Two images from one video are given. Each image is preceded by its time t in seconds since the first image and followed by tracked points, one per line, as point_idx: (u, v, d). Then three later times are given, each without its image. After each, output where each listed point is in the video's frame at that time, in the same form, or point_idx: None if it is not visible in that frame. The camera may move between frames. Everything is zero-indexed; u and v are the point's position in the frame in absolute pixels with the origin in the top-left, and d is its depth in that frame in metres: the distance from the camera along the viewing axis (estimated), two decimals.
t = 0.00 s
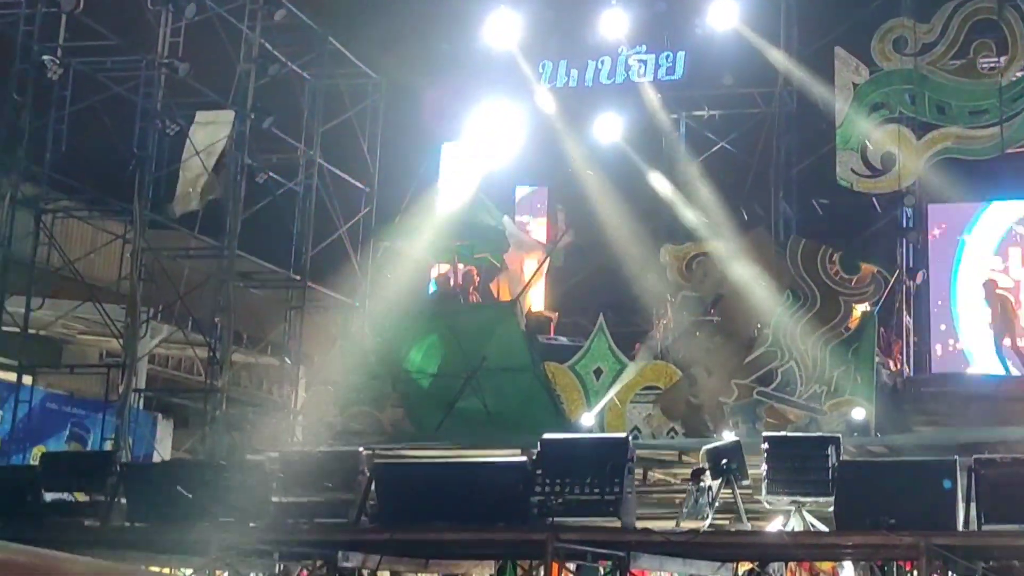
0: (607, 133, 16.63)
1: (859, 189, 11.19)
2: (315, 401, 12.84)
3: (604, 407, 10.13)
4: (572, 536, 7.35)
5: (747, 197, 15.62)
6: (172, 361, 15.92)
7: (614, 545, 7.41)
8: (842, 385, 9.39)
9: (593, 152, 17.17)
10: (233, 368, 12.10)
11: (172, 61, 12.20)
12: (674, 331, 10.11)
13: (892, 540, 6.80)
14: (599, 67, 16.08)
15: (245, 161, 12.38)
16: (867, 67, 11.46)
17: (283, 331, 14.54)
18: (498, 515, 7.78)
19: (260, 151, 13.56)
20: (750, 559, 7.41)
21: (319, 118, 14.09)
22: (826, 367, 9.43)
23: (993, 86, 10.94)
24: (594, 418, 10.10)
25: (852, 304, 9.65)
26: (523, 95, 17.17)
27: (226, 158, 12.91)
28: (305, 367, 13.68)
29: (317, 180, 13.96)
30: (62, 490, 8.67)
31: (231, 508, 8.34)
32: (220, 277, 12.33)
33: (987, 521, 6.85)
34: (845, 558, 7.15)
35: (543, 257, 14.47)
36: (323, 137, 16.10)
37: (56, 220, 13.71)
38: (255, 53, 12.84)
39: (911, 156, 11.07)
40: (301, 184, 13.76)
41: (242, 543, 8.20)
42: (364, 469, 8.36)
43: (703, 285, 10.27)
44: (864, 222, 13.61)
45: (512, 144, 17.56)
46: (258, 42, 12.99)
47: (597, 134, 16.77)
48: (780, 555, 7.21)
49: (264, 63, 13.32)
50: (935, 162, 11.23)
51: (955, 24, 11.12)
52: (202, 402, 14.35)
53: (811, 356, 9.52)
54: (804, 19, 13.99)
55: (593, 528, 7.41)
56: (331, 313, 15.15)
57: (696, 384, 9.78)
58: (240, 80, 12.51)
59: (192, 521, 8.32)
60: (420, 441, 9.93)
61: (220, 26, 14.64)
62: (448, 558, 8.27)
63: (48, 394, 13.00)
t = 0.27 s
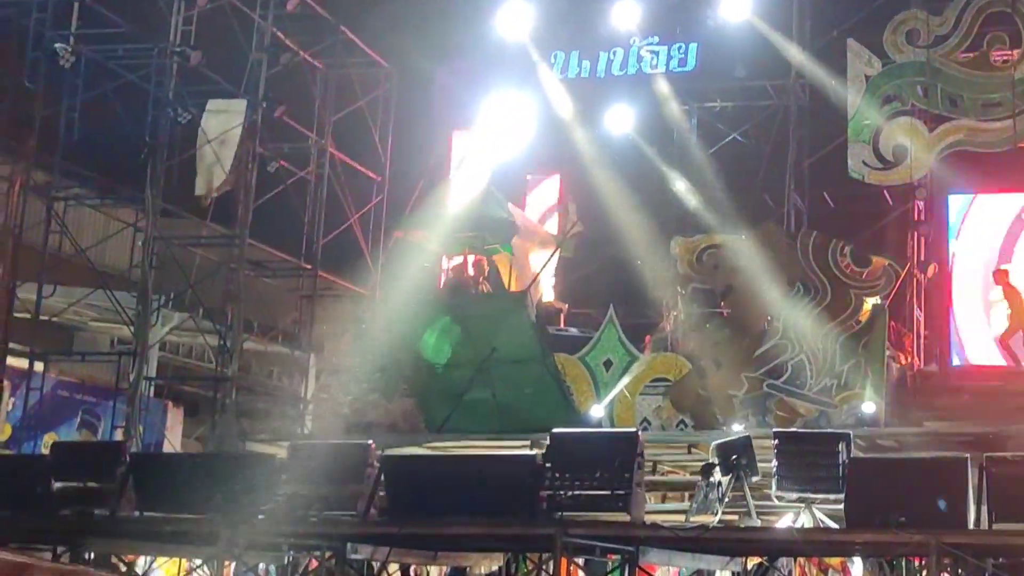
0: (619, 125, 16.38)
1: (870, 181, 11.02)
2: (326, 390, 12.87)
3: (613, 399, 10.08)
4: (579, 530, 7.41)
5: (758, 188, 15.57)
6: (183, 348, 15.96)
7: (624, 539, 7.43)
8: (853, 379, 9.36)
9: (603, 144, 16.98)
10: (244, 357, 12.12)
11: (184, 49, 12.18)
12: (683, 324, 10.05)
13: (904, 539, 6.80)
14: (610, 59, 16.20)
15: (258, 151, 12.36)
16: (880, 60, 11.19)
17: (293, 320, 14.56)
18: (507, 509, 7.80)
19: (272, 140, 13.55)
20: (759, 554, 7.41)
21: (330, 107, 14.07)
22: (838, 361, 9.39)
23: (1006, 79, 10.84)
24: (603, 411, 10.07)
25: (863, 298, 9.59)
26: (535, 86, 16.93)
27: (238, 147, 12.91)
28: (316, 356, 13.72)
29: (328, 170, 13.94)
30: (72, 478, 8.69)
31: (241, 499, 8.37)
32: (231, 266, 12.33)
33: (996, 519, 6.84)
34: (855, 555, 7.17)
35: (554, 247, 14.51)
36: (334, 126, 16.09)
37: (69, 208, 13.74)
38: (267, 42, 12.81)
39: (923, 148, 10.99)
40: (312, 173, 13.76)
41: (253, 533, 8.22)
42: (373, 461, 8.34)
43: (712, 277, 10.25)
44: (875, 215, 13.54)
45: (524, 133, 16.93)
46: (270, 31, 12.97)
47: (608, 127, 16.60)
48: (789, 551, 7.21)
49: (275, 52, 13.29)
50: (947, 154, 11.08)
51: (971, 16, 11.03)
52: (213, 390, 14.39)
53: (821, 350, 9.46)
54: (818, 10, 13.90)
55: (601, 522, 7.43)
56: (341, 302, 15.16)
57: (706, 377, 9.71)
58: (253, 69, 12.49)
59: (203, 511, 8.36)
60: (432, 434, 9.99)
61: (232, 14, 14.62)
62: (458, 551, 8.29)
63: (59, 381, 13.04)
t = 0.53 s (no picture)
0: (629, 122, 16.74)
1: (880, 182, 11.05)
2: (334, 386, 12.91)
3: (621, 398, 10.07)
4: (585, 528, 7.42)
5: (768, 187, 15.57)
6: (192, 342, 16.01)
7: (630, 538, 7.46)
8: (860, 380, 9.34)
9: (613, 143, 17.14)
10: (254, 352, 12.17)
11: (195, 45, 12.23)
12: (690, 323, 10.05)
13: (910, 540, 6.81)
14: (622, 58, 16.57)
15: (268, 146, 12.39)
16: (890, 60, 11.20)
17: (302, 316, 14.61)
18: (513, 507, 7.82)
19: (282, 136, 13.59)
20: (765, 554, 7.43)
21: (340, 104, 14.10)
22: (845, 361, 9.39)
23: (1017, 80, 10.79)
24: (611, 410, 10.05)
25: (872, 298, 9.58)
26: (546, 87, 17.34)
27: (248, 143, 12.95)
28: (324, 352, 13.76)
29: (338, 166, 13.98)
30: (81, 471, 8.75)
31: (249, 493, 8.41)
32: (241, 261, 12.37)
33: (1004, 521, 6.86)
34: (861, 555, 7.19)
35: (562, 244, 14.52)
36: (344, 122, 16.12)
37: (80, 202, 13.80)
38: (278, 38, 12.85)
39: (932, 149, 10.94)
40: (322, 169, 13.79)
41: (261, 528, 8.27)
42: (381, 457, 8.54)
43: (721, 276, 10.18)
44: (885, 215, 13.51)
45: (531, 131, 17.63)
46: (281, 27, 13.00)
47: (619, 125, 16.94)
48: (795, 551, 7.23)
49: (286, 48, 13.33)
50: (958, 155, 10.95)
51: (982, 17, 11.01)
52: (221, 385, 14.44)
53: (828, 350, 9.49)
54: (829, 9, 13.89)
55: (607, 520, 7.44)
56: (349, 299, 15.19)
57: (714, 375, 9.73)
58: (263, 65, 12.53)
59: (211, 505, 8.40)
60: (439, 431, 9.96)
61: (243, 10, 14.66)
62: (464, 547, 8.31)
63: (69, 374, 13.11)
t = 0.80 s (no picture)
0: (636, 119, 16.54)
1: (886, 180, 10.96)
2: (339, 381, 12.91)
3: (626, 394, 10.04)
4: (589, 522, 7.42)
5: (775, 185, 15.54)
6: (197, 337, 16.03)
7: (635, 535, 7.45)
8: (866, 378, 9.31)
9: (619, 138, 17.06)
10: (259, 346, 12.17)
11: (203, 38, 12.22)
12: (696, 320, 10.03)
13: (916, 539, 6.78)
14: (628, 55, 16.27)
15: (275, 140, 12.38)
16: (897, 59, 11.16)
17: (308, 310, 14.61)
18: (517, 503, 7.82)
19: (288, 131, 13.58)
20: (770, 552, 7.41)
21: (347, 98, 14.09)
22: (851, 359, 9.36)
23: None
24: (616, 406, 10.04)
25: (878, 296, 9.62)
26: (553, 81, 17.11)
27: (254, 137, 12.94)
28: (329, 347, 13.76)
29: (345, 161, 13.97)
30: (87, 464, 8.77)
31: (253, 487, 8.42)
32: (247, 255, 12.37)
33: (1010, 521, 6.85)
34: (866, 553, 7.16)
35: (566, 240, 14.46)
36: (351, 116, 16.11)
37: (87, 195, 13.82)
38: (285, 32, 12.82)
39: (941, 147, 10.88)
40: (328, 164, 13.78)
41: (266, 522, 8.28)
42: (384, 452, 8.65)
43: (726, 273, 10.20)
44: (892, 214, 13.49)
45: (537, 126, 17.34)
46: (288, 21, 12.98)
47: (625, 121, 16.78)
48: (799, 548, 7.21)
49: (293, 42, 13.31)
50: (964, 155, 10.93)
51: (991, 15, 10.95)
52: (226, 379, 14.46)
53: (834, 348, 9.47)
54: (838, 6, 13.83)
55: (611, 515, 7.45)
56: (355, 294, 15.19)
57: (719, 373, 9.75)
58: (270, 59, 12.51)
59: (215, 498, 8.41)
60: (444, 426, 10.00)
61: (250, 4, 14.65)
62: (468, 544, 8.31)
63: (74, 367, 13.13)
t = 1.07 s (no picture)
0: (635, 117, 16.55)
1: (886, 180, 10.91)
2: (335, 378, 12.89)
3: (622, 392, 10.04)
4: (586, 522, 7.43)
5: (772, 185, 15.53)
6: (194, 332, 16.02)
7: (631, 533, 7.47)
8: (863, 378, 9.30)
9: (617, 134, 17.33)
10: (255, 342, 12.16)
11: (201, 33, 12.19)
12: (693, 318, 10.04)
13: (913, 539, 6.83)
14: (627, 54, 15.90)
15: (274, 136, 12.37)
16: (896, 58, 11.12)
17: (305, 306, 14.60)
18: (513, 501, 7.81)
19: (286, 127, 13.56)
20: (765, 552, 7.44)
21: (346, 94, 14.07)
22: (848, 358, 9.35)
23: None
24: (612, 404, 10.04)
25: (875, 295, 9.60)
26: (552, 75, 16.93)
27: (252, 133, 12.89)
28: (325, 344, 13.76)
29: (343, 157, 13.96)
30: (82, 459, 8.78)
31: (250, 483, 8.42)
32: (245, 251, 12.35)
33: (1007, 522, 6.89)
34: (862, 553, 7.20)
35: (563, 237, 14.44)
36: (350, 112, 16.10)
37: (84, 190, 13.79)
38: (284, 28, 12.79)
39: (941, 146, 10.88)
40: (326, 160, 13.76)
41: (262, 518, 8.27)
42: (380, 448, 8.79)
43: (725, 271, 10.20)
44: (889, 214, 13.49)
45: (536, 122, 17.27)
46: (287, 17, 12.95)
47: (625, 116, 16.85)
48: (794, 548, 7.23)
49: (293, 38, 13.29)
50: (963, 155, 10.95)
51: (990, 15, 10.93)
52: (222, 375, 14.44)
53: (831, 347, 9.45)
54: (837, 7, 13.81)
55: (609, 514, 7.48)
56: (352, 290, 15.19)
57: (716, 372, 9.70)
58: (269, 54, 12.48)
59: (211, 494, 8.40)
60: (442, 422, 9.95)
61: None
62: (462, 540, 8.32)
63: (70, 362, 13.11)
